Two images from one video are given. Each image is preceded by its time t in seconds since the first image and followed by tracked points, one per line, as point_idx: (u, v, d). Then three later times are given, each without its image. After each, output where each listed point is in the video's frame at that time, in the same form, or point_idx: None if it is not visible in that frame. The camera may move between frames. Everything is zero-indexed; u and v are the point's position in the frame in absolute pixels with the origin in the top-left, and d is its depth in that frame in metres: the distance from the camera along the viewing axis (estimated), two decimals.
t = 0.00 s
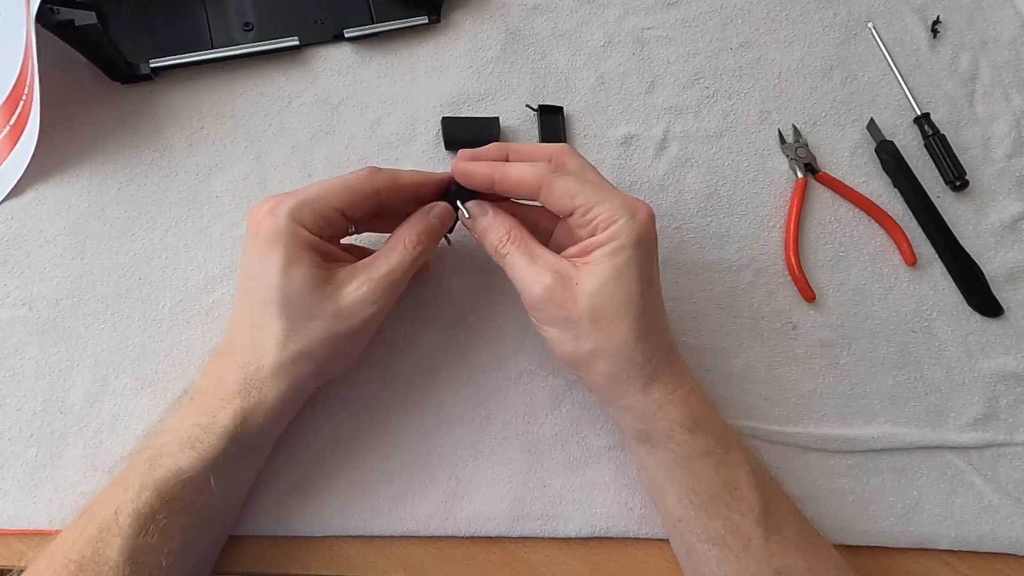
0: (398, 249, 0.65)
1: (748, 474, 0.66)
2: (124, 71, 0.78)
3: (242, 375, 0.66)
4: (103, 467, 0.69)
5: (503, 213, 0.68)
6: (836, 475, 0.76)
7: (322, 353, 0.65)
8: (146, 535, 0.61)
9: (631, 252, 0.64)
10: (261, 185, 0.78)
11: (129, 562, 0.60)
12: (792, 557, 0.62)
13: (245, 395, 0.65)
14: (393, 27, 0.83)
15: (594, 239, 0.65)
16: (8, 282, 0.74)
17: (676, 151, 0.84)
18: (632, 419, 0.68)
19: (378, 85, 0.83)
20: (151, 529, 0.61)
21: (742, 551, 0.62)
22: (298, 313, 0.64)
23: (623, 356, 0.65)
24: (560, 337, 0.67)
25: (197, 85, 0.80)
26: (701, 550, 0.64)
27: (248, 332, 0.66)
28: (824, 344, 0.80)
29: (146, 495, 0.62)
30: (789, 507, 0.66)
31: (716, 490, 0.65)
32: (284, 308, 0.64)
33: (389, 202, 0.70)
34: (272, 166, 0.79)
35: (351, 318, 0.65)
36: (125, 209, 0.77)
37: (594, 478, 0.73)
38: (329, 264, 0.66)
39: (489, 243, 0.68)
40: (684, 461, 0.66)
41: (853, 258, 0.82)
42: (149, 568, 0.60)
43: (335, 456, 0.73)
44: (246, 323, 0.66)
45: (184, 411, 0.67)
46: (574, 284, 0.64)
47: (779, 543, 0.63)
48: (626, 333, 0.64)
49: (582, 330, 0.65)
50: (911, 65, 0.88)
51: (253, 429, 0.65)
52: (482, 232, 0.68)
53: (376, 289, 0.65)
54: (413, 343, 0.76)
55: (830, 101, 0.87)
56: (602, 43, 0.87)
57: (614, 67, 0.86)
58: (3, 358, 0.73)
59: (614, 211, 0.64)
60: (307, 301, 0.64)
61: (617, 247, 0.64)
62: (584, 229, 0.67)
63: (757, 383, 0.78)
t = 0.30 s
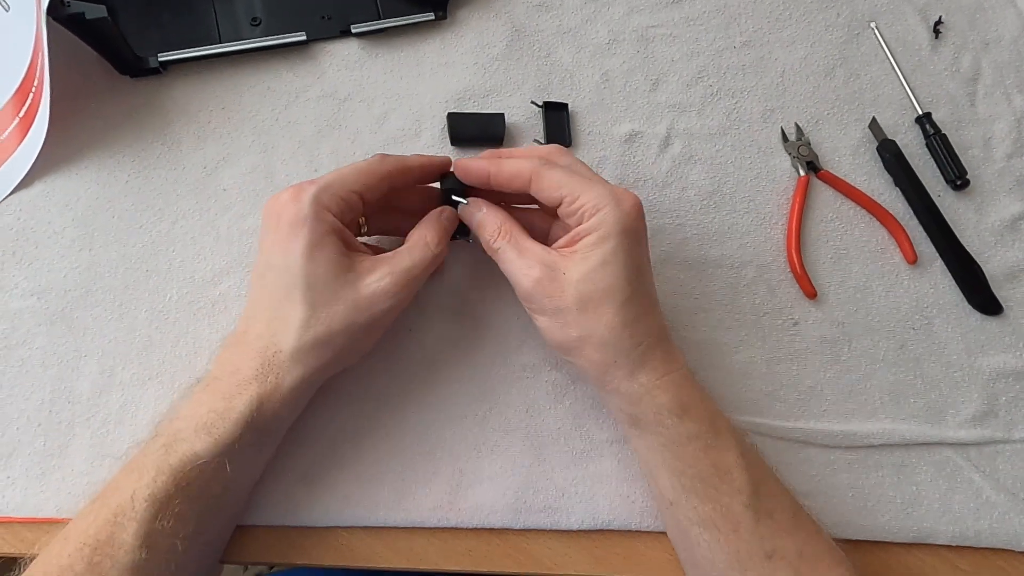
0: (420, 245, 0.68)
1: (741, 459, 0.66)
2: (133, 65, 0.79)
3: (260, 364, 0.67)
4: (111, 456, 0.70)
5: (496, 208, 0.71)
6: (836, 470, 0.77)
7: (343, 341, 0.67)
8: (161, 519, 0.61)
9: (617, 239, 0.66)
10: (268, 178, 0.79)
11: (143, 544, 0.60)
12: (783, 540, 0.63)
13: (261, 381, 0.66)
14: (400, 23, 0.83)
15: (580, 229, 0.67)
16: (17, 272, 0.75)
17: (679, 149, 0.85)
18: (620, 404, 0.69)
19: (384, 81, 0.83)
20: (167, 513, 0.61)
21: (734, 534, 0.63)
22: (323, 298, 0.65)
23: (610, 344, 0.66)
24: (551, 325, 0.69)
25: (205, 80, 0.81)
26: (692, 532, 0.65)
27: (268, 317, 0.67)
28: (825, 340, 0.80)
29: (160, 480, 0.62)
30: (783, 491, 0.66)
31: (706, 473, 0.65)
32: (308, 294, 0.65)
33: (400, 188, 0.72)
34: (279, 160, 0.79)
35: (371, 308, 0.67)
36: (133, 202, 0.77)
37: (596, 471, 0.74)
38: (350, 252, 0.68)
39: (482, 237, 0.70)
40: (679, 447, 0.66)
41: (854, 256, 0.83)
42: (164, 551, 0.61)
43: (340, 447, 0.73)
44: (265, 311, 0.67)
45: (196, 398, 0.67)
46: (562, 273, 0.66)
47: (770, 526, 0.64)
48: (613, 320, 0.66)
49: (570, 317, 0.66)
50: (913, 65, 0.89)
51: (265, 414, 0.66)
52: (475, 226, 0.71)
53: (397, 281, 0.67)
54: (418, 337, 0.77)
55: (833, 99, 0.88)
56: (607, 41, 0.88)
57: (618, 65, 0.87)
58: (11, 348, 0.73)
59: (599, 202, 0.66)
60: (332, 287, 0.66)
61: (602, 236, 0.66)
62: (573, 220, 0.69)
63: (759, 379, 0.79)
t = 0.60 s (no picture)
0: (452, 246, 0.68)
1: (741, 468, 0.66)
2: (143, 60, 0.78)
3: (298, 369, 0.66)
4: (117, 455, 0.69)
5: (504, 214, 0.71)
6: (847, 476, 0.76)
7: (381, 342, 0.66)
8: (191, 521, 0.61)
9: (624, 249, 0.65)
10: (277, 176, 0.78)
11: (171, 540, 0.60)
12: (787, 545, 0.62)
13: (302, 385, 0.65)
14: (411, 21, 0.83)
15: (588, 237, 0.67)
16: (24, 268, 0.74)
17: (691, 150, 0.84)
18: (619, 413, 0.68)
19: (394, 79, 0.83)
20: (198, 515, 0.61)
21: (736, 540, 0.63)
22: (357, 301, 0.65)
23: (613, 352, 0.66)
24: (551, 332, 0.68)
25: (215, 76, 0.80)
26: (698, 541, 0.64)
27: (301, 323, 0.66)
28: (836, 345, 0.80)
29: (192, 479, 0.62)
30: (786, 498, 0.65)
31: (703, 479, 0.65)
32: (341, 297, 0.65)
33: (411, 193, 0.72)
34: (289, 158, 0.79)
35: (409, 308, 0.66)
36: (141, 199, 0.77)
37: (605, 475, 0.73)
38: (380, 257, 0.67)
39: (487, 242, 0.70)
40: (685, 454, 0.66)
41: (866, 260, 0.82)
42: (193, 551, 0.61)
43: (348, 447, 0.73)
44: (291, 317, 0.66)
45: (230, 402, 0.67)
46: (565, 280, 0.65)
47: (772, 532, 0.63)
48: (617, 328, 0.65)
49: (572, 324, 0.66)
50: (926, 69, 0.88)
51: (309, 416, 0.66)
52: (483, 232, 0.71)
53: (433, 281, 0.67)
54: (426, 338, 0.77)
55: (846, 102, 0.87)
56: (619, 41, 0.87)
57: (630, 65, 0.86)
58: (18, 345, 0.73)
59: (610, 210, 0.66)
60: (365, 289, 0.65)
61: (610, 244, 0.65)
62: (582, 229, 0.68)
63: (769, 383, 0.78)
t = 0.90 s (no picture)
0: (441, 241, 0.69)
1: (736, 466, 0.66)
2: (145, 62, 0.79)
3: (286, 363, 0.67)
4: (117, 453, 0.70)
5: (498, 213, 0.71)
6: (840, 479, 0.77)
7: (368, 334, 0.67)
8: (183, 513, 0.61)
9: (616, 250, 0.67)
10: (278, 178, 0.79)
11: (160, 533, 0.59)
12: (780, 543, 0.63)
13: (288, 378, 0.66)
14: (411, 25, 0.83)
15: (581, 238, 0.68)
16: (26, 267, 0.75)
17: (688, 155, 0.85)
18: (616, 412, 0.69)
19: (394, 82, 0.83)
20: (190, 507, 0.61)
21: (731, 538, 0.63)
22: (344, 295, 0.66)
23: (606, 353, 0.67)
24: (546, 332, 0.69)
25: (216, 78, 0.81)
26: (692, 540, 0.65)
27: (291, 316, 0.67)
28: (830, 349, 0.81)
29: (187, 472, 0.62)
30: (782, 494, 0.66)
31: (699, 479, 0.65)
32: (328, 291, 0.66)
33: (401, 184, 0.73)
34: (289, 160, 0.80)
35: (395, 302, 0.67)
36: (143, 199, 0.77)
37: (600, 476, 0.74)
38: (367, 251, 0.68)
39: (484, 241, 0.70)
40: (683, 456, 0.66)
41: (861, 265, 0.83)
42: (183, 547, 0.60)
43: (345, 445, 0.74)
44: (281, 310, 0.68)
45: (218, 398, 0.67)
46: (561, 280, 0.67)
47: (766, 530, 0.64)
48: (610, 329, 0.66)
49: (568, 324, 0.67)
50: (921, 76, 0.89)
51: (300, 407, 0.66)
52: (479, 230, 0.71)
53: (421, 275, 0.68)
54: (423, 339, 0.77)
55: (841, 108, 0.88)
56: (618, 46, 0.88)
57: (628, 70, 0.87)
58: (20, 343, 0.73)
59: (602, 212, 0.67)
60: (351, 283, 0.66)
61: (603, 245, 0.66)
62: (574, 230, 0.69)
63: (764, 386, 0.79)
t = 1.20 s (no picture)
0: (398, 218, 0.63)
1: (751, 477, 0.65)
2: (143, 62, 0.77)
3: (232, 338, 0.65)
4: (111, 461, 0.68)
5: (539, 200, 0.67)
6: (848, 491, 0.76)
7: (310, 308, 0.64)
8: (126, 502, 0.62)
9: (668, 239, 0.67)
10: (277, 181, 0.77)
11: (107, 528, 0.61)
12: (809, 560, 0.61)
13: (229, 353, 0.65)
14: (415, 27, 0.82)
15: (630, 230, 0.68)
16: (19, 272, 0.73)
17: (694, 161, 0.84)
18: (658, 418, 0.66)
19: (397, 85, 0.82)
20: (133, 497, 0.62)
21: (761, 552, 0.61)
22: (290, 267, 0.64)
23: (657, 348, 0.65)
24: (600, 324, 0.65)
25: (214, 80, 0.80)
26: (720, 555, 0.62)
27: (247, 292, 0.66)
28: (839, 359, 0.79)
29: (134, 465, 0.63)
30: (803, 514, 0.65)
31: (737, 489, 0.64)
32: (277, 263, 0.64)
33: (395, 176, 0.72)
34: (289, 163, 0.78)
35: (340, 275, 0.64)
36: (139, 202, 0.76)
37: (606, 487, 0.72)
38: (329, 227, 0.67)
39: (531, 224, 0.65)
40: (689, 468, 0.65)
41: (870, 273, 0.82)
42: (130, 538, 0.61)
43: (344, 455, 0.72)
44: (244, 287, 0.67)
45: (178, 382, 0.67)
46: (618, 269, 0.64)
47: (796, 547, 0.62)
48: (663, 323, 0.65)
49: (627, 314, 0.64)
50: (930, 82, 0.88)
51: (230, 391, 0.64)
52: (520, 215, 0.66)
53: (368, 251, 0.63)
54: (425, 346, 0.76)
55: (850, 114, 0.87)
56: (623, 49, 0.87)
57: (634, 74, 0.86)
58: (14, 348, 0.72)
59: (650, 205, 0.68)
60: (299, 255, 0.64)
61: (656, 237, 0.67)
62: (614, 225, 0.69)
63: (771, 396, 0.78)
